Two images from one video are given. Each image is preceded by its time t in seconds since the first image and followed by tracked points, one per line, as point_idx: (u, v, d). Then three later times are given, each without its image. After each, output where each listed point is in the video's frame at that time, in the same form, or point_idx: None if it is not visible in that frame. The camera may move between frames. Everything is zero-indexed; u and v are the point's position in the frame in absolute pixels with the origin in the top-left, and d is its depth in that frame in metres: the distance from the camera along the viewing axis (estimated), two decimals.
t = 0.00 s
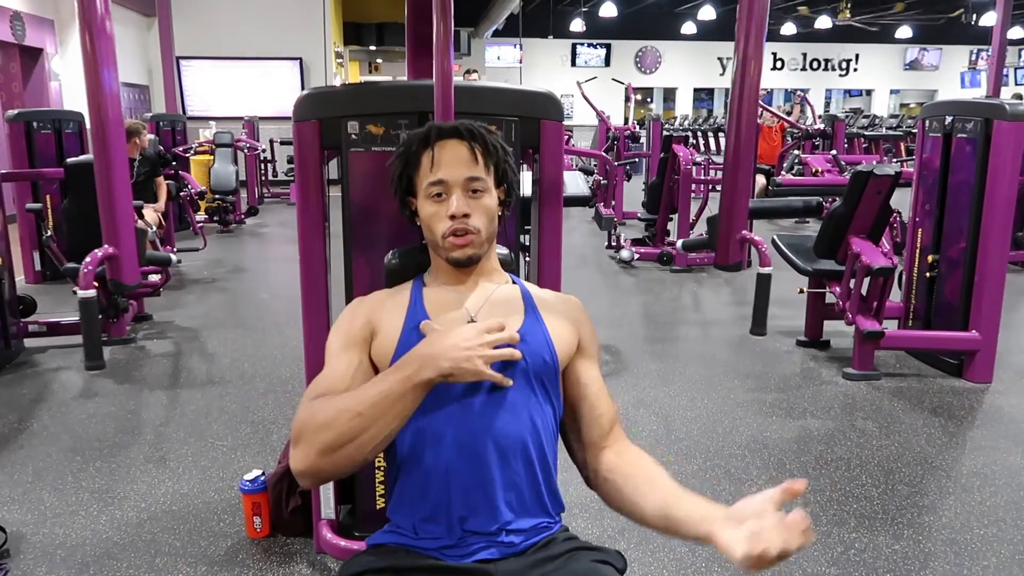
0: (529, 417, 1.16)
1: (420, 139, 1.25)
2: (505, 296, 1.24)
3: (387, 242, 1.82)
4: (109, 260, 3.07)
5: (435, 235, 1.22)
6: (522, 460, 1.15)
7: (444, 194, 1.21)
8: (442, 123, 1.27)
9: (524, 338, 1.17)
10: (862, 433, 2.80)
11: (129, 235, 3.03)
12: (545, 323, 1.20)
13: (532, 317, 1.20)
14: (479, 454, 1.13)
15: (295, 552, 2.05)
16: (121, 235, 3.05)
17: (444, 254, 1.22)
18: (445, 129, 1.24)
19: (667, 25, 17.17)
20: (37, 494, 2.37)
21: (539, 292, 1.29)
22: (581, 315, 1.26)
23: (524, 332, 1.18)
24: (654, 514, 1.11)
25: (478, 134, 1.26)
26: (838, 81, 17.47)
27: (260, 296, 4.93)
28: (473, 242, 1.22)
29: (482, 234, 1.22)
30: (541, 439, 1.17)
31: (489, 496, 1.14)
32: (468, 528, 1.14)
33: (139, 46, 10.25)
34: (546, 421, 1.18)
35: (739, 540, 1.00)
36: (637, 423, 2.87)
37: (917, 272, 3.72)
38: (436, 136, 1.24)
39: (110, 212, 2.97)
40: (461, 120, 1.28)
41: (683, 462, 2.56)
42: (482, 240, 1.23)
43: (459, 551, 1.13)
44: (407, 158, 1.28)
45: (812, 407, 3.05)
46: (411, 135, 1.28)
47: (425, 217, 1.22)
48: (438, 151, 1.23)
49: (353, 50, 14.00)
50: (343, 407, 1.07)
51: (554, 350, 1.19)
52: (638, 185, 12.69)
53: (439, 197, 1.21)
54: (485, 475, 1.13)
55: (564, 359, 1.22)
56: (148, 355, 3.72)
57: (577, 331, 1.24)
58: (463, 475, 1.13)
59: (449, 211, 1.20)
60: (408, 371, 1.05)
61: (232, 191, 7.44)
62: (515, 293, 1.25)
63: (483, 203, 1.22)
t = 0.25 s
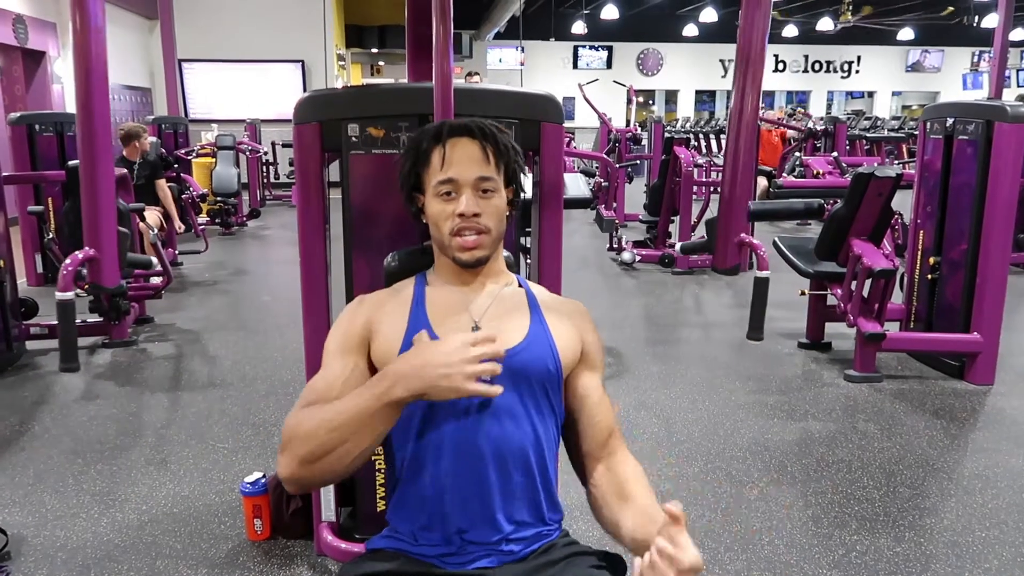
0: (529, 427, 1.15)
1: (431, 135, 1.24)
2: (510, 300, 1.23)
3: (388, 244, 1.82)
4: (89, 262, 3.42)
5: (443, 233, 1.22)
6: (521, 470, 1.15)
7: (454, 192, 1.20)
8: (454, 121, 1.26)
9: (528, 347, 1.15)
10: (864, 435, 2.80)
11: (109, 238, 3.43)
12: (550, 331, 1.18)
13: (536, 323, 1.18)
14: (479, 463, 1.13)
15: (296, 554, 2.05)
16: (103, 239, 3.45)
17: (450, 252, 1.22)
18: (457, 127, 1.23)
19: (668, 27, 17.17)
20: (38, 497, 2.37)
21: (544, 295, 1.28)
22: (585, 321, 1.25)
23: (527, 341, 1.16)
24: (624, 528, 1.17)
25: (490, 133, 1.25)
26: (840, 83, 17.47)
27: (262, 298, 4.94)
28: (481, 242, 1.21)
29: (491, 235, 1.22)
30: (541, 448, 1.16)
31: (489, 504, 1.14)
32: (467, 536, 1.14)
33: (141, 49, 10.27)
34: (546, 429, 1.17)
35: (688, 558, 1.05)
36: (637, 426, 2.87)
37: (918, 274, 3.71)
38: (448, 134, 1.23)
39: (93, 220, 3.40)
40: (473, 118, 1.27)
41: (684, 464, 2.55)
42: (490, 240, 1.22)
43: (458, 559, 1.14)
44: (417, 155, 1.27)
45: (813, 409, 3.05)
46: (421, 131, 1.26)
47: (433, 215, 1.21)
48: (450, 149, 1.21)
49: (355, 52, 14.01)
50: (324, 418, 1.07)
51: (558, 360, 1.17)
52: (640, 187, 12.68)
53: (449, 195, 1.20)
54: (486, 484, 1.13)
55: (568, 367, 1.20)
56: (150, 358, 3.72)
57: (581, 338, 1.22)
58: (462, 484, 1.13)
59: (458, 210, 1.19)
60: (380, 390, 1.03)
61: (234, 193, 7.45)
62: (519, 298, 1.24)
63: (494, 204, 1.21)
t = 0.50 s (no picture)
0: (535, 436, 1.14)
1: (443, 125, 1.24)
2: (516, 298, 1.23)
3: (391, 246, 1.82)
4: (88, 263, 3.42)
5: (451, 223, 1.21)
6: (528, 478, 1.14)
7: (464, 181, 1.20)
8: (466, 113, 1.26)
9: (534, 351, 1.15)
10: (869, 438, 2.79)
11: (109, 240, 3.37)
12: (557, 334, 1.17)
13: (542, 326, 1.17)
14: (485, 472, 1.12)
15: (299, 556, 2.05)
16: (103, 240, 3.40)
17: (458, 241, 1.21)
18: (469, 118, 1.24)
19: (673, 29, 17.17)
20: (43, 498, 2.38)
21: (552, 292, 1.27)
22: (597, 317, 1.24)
23: (533, 346, 1.15)
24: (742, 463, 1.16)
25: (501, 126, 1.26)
26: (845, 85, 17.44)
27: (267, 300, 4.95)
28: (491, 231, 1.21)
29: (500, 226, 1.21)
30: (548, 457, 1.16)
31: (494, 514, 1.14)
32: (473, 546, 1.14)
33: (147, 52, 10.30)
34: (554, 437, 1.16)
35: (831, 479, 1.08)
36: (641, 428, 2.86)
37: (924, 277, 3.70)
38: (460, 124, 1.23)
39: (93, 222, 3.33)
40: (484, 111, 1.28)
41: (689, 466, 2.55)
42: (499, 233, 1.22)
43: (464, 569, 1.14)
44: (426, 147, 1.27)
45: (818, 412, 3.04)
46: (432, 122, 1.27)
47: (443, 204, 1.21)
48: (461, 138, 1.22)
49: (360, 55, 14.04)
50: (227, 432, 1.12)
51: (566, 363, 1.16)
52: (644, 190, 12.68)
53: (459, 183, 1.20)
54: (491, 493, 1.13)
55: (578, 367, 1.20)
56: (154, 360, 3.73)
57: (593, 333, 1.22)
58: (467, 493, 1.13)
59: (468, 199, 1.19)
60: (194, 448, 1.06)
61: (239, 196, 7.47)
62: (526, 297, 1.23)
63: (504, 195, 1.22)
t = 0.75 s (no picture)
0: (538, 431, 1.14)
1: (445, 142, 1.23)
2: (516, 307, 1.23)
3: (397, 251, 1.82)
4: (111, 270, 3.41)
5: (451, 242, 1.21)
6: (529, 476, 1.14)
7: (465, 201, 1.20)
8: (468, 127, 1.25)
9: (533, 348, 1.15)
10: (877, 445, 2.78)
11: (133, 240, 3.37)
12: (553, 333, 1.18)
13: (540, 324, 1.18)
14: (486, 467, 1.13)
15: (305, 561, 2.05)
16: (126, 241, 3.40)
17: (459, 259, 1.21)
18: (471, 135, 1.23)
19: (680, 34, 17.17)
20: (51, 502, 2.38)
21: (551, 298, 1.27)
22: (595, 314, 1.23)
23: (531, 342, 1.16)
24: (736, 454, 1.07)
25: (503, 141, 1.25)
26: (853, 89, 17.40)
27: (274, 305, 4.96)
28: (490, 251, 1.21)
29: (500, 245, 1.21)
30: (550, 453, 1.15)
31: (496, 514, 1.14)
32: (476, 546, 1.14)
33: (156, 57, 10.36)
34: (557, 434, 1.17)
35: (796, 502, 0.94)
36: (648, 434, 2.86)
37: (932, 281, 3.68)
38: (462, 140, 1.22)
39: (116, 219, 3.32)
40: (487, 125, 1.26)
41: (695, 473, 2.54)
42: (499, 251, 1.22)
43: (467, 570, 1.13)
44: (428, 161, 1.26)
45: (826, 418, 3.03)
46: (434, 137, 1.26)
47: (444, 222, 1.21)
48: (463, 156, 1.21)
49: (367, 60, 14.09)
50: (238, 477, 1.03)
51: (562, 360, 1.16)
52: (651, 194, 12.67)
53: (460, 203, 1.20)
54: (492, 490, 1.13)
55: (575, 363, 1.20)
56: (162, 364, 3.74)
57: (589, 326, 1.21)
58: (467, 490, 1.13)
59: (469, 219, 1.19)
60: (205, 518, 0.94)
61: (246, 201, 7.49)
62: (525, 302, 1.23)
63: (505, 214, 1.21)
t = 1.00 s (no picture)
0: (528, 433, 1.17)
1: (435, 146, 1.24)
2: (506, 310, 1.24)
3: (397, 253, 1.83)
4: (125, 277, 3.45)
5: (442, 245, 1.22)
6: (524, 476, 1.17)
7: (455, 204, 1.20)
8: (458, 131, 1.26)
9: (521, 350, 1.18)
10: (877, 447, 2.77)
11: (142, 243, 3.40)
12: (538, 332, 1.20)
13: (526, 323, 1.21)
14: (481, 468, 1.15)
15: (304, 564, 2.05)
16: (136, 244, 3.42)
17: (448, 263, 1.22)
18: (461, 138, 1.24)
19: (681, 37, 17.19)
20: (50, 505, 2.39)
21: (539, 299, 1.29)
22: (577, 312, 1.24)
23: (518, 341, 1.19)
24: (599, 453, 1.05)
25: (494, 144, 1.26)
26: (853, 92, 17.41)
27: (275, 308, 4.97)
28: (480, 253, 1.22)
29: (490, 247, 1.22)
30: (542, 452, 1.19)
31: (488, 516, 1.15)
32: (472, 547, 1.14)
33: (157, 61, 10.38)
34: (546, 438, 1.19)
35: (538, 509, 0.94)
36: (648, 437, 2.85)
37: (933, 284, 3.68)
38: (451, 143, 1.24)
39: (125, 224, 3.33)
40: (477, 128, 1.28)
41: (695, 476, 2.54)
42: (489, 253, 1.22)
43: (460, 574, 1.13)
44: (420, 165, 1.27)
45: (826, 421, 3.02)
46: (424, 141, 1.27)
47: (433, 225, 1.22)
48: (453, 159, 1.22)
49: (368, 63, 14.11)
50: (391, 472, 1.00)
51: (546, 363, 1.19)
52: (652, 197, 12.67)
53: (449, 206, 1.20)
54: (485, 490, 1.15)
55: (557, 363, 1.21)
56: (162, 367, 3.75)
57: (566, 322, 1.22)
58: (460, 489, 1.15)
59: (458, 221, 1.20)
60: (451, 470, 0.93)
61: (247, 204, 7.50)
62: (513, 305, 1.25)
63: (495, 217, 1.22)
